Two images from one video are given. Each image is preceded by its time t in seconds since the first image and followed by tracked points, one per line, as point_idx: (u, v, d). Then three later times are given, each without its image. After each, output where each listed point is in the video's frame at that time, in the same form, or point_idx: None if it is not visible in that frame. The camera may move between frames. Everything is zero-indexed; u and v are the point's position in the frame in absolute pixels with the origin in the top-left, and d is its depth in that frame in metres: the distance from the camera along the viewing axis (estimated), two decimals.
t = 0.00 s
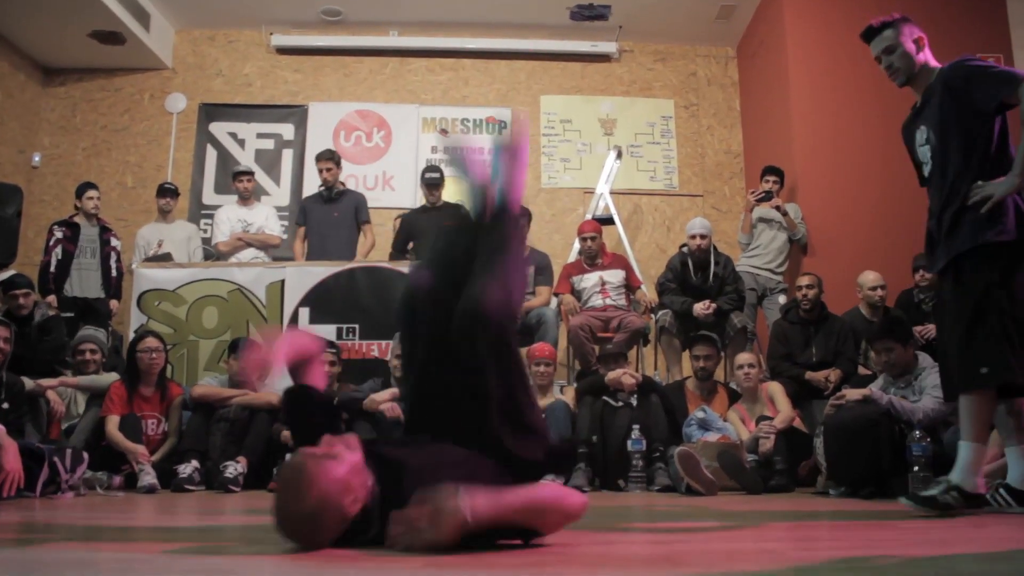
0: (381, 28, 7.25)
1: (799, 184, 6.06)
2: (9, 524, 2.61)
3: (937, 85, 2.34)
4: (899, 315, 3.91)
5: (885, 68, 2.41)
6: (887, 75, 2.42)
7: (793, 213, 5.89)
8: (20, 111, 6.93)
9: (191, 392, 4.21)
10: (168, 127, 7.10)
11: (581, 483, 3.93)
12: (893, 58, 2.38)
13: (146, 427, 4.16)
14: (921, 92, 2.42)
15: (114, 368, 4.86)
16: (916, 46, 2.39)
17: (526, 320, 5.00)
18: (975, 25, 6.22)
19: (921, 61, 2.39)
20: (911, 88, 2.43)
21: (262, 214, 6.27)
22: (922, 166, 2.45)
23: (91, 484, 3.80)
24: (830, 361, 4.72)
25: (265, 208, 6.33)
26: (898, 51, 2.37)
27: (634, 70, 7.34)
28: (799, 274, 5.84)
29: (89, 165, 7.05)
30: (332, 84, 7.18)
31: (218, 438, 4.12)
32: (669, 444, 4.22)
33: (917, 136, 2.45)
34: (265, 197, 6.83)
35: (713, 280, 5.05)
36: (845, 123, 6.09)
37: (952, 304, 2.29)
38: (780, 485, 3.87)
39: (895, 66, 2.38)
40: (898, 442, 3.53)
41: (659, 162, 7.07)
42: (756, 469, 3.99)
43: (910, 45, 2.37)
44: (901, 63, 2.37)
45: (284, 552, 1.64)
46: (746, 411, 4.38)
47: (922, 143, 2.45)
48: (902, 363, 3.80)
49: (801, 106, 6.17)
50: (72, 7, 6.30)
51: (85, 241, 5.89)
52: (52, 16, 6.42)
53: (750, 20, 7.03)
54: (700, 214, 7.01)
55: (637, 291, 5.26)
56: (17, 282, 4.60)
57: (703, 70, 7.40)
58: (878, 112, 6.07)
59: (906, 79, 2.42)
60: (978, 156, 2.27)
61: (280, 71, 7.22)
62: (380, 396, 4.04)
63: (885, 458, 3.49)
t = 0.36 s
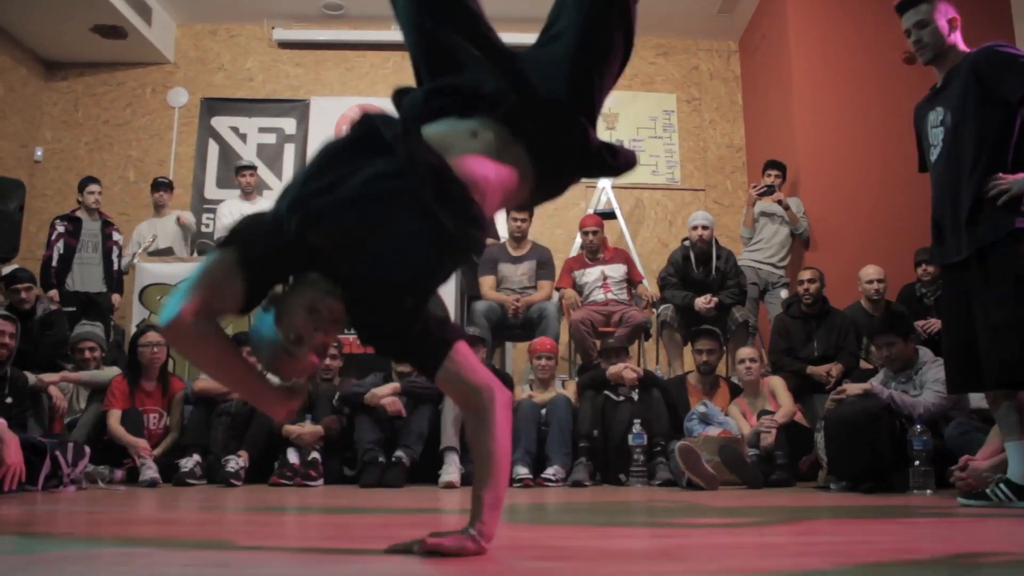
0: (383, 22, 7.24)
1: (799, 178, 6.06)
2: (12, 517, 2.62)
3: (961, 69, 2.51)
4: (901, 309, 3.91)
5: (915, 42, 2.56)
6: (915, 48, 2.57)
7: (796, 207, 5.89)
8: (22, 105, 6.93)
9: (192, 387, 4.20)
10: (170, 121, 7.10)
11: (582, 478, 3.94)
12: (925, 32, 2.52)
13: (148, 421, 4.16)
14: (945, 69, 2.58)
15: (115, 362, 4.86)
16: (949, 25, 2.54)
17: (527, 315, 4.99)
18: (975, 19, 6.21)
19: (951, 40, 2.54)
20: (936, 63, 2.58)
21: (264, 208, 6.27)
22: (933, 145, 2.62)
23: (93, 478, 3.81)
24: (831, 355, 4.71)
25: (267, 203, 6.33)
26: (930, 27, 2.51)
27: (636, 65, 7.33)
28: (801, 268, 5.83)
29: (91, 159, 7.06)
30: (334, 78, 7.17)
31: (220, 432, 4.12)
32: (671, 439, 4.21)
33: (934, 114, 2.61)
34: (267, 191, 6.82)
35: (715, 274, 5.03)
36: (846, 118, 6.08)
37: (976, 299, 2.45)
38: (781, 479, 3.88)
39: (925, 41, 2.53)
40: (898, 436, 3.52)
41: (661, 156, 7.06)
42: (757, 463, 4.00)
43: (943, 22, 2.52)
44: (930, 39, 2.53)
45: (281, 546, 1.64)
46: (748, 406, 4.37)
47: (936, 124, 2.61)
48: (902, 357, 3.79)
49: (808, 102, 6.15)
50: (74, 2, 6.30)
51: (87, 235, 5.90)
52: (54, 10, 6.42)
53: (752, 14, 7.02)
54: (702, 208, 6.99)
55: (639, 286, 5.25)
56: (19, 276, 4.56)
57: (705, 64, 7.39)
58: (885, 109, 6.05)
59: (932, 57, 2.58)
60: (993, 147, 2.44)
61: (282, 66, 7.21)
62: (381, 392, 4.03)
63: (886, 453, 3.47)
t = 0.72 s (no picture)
0: (384, 27, 7.26)
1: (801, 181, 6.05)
2: (14, 524, 2.61)
3: (999, 49, 2.47)
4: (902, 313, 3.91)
5: (949, 20, 2.54)
6: (949, 26, 2.54)
7: (797, 211, 5.89)
8: (24, 111, 6.95)
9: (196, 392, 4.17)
10: (172, 127, 7.11)
11: (584, 483, 3.94)
12: (960, 11, 2.49)
13: (150, 427, 4.14)
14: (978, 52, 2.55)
15: (117, 367, 4.87)
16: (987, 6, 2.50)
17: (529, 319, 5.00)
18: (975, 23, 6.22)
19: (987, 20, 2.50)
20: (969, 43, 2.56)
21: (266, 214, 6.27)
22: (960, 127, 2.57)
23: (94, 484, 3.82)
24: (832, 359, 4.71)
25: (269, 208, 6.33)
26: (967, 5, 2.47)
27: (637, 70, 7.34)
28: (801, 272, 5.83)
29: (93, 165, 7.07)
30: (335, 83, 7.18)
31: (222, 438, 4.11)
32: (672, 444, 4.21)
33: (964, 95, 2.57)
34: (269, 197, 6.83)
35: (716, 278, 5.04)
36: (848, 120, 6.08)
37: (1003, 283, 2.38)
38: (782, 483, 3.88)
39: (960, 19, 2.50)
40: (900, 440, 3.51)
41: (662, 161, 7.07)
42: (759, 468, 4.00)
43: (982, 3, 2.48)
44: (966, 18, 2.49)
45: (282, 552, 1.65)
46: (749, 411, 4.37)
47: (965, 105, 2.57)
48: (904, 362, 3.79)
49: (819, 103, 6.13)
50: (76, 8, 6.32)
51: (89, 241, 5.90)
52: (57, 16, 6.44)
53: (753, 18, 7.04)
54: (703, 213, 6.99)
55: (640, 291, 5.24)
56: (20, 281, 4.56)
57: (706, 68, 7.40)
58: (894, 118, 6.06)
59: (964, 38, 2.54)
60: None
61: (284, 71, 7.22)
62: (382, 397, 4.02)
63: (888, 457, 3.46)
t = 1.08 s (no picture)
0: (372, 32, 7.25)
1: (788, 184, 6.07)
2: None
3: (1016, 39, 2.24)
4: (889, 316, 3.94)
5: (954, 9, 2.30)
6: (955, 16, 2.31)
7: (784, 216, 5.91)
8: (9, 116, 6.91)
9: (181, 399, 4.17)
10: (159, 132, 7.09)
11: (572, 488, 3.95)
12: None
13: (136, 433, 4.13)
14: (991, 42, 2.31)
15: (104, 374, 4.85)
16: None
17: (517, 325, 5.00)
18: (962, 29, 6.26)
19: (995, 5, 2.27)
20: (978, 34, 2.32)
21: (254, 219, 6.26)
22: (983, 125, 2.32)
23: (81, 491, 3.80)
24: (820, 363, 4.73)
25: (257, 214, 6.32)
26: None
27: (625, 75, 7.35)
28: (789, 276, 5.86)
29: (79, 170, 7.04)
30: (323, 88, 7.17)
31: (209, 444, 4.10)
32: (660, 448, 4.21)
33: (983, 90, 2.32)
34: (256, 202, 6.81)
35: (704, 283, 5.06)
36: (836, 124, 6.11)
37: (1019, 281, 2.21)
38: (770, 487, 3.88)
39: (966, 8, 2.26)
40: (887, 443, 3.53)
41: (650, 166, 7.08)
42: (747, 472, 4.00)
43: None
44: (972, 6, 2.26)
45: (273, 558, 1.65)
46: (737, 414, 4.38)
47: (986, 100, 2.32)
48: (892, 365, 3.81)
49: (813, 103, 6.17)
50: (62, 13, 6.30)
51: (75, 247, 5.88)
52: (43, 21, 6.41)
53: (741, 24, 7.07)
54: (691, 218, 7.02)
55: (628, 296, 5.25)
56: (7, 287, 4.47)
57: (694, 74, 7.42)
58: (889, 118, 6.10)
59: (973, 27, 2.31)
60: None
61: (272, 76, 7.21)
62: (370, 403, 4.01)
63: (876, 460, 3.46)
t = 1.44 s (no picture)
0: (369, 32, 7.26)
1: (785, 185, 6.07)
2: None
3: None
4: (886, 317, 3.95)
5: None
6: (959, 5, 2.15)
7: (781, 217, 5.91)
8: (6, 116, 6.91)
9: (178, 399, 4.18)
10: (156, 132, 7.08)
11: (570, 489, 3.94)
12: None
13: (133, 433, 4.13)
14: (995, 32, 2.15)
15: (101, 373, 4.84)
16: None
17: (515, 325, 5.00)
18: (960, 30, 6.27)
19: None
20: (982, 24, 2.16)
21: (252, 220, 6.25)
22: (983, 121, 2.15)
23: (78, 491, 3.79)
24: (818, 364, 4.73)
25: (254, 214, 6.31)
26: None
27: (623, 75, 7.36)
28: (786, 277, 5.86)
29: (76, 170, 7.03)
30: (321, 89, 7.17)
31: (206, 445, 4.09)
32: (658, 449, 4.20)
33: (985, 84, 2.15)
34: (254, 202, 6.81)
35: (701, 284, 5.06)
36: (833, 124, 6.13)
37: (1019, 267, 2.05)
38: (768, 488, 3.88)
39: None
40: (885, 446, 3.55)
41: (647, 166, 7.09)
42: (745, 473, 3.99)
43: None
44: None
45: (272, 556, 1.65)
46: (735, 416, 4.38)
47: (988, 95, 2.14)
48: (890, 366, 3.83)
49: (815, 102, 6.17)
50: (59, 12, 6.29)
51: (71, 246, 5.86)
52: (40, 21, 6.40)
53: (738, 25, 7.08)
54: (689, 219, 7.02)
55: (626, 297, 5.25)
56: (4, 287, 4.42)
57: (691, 74, 7.43)
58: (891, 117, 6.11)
59: (976, 15, 2.14)
60: None
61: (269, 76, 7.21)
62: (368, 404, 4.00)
63: (873, 462, 3.46)
